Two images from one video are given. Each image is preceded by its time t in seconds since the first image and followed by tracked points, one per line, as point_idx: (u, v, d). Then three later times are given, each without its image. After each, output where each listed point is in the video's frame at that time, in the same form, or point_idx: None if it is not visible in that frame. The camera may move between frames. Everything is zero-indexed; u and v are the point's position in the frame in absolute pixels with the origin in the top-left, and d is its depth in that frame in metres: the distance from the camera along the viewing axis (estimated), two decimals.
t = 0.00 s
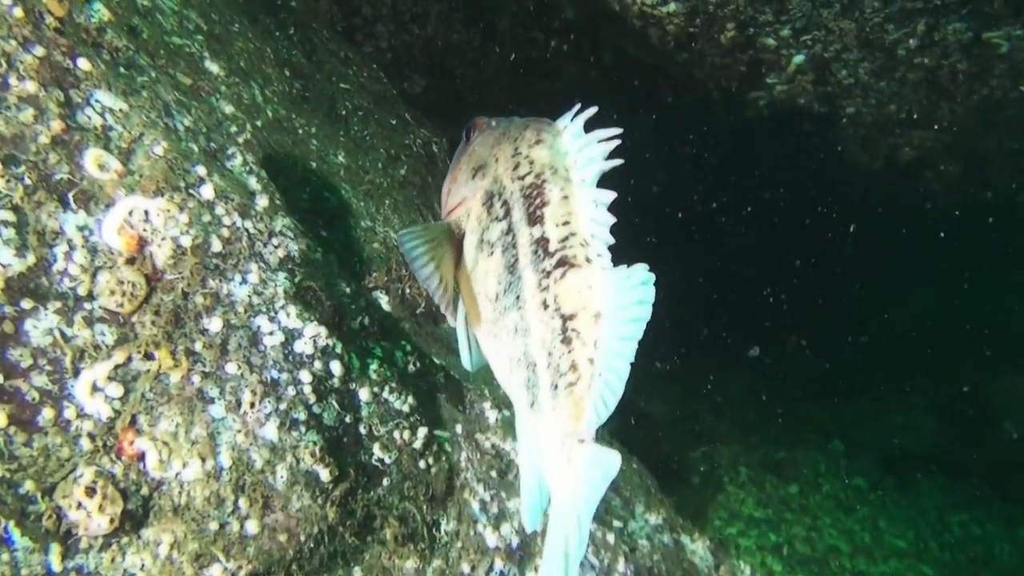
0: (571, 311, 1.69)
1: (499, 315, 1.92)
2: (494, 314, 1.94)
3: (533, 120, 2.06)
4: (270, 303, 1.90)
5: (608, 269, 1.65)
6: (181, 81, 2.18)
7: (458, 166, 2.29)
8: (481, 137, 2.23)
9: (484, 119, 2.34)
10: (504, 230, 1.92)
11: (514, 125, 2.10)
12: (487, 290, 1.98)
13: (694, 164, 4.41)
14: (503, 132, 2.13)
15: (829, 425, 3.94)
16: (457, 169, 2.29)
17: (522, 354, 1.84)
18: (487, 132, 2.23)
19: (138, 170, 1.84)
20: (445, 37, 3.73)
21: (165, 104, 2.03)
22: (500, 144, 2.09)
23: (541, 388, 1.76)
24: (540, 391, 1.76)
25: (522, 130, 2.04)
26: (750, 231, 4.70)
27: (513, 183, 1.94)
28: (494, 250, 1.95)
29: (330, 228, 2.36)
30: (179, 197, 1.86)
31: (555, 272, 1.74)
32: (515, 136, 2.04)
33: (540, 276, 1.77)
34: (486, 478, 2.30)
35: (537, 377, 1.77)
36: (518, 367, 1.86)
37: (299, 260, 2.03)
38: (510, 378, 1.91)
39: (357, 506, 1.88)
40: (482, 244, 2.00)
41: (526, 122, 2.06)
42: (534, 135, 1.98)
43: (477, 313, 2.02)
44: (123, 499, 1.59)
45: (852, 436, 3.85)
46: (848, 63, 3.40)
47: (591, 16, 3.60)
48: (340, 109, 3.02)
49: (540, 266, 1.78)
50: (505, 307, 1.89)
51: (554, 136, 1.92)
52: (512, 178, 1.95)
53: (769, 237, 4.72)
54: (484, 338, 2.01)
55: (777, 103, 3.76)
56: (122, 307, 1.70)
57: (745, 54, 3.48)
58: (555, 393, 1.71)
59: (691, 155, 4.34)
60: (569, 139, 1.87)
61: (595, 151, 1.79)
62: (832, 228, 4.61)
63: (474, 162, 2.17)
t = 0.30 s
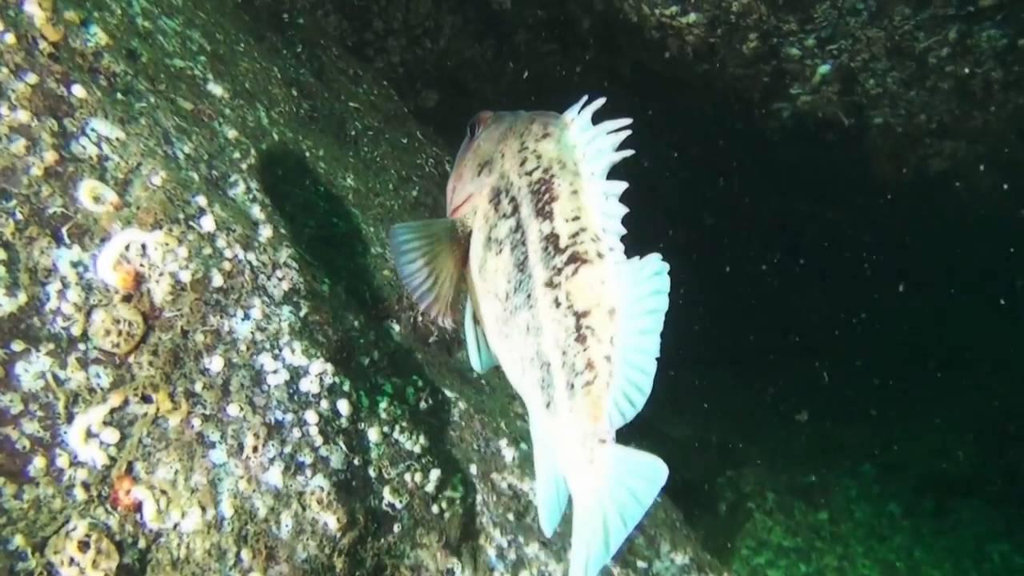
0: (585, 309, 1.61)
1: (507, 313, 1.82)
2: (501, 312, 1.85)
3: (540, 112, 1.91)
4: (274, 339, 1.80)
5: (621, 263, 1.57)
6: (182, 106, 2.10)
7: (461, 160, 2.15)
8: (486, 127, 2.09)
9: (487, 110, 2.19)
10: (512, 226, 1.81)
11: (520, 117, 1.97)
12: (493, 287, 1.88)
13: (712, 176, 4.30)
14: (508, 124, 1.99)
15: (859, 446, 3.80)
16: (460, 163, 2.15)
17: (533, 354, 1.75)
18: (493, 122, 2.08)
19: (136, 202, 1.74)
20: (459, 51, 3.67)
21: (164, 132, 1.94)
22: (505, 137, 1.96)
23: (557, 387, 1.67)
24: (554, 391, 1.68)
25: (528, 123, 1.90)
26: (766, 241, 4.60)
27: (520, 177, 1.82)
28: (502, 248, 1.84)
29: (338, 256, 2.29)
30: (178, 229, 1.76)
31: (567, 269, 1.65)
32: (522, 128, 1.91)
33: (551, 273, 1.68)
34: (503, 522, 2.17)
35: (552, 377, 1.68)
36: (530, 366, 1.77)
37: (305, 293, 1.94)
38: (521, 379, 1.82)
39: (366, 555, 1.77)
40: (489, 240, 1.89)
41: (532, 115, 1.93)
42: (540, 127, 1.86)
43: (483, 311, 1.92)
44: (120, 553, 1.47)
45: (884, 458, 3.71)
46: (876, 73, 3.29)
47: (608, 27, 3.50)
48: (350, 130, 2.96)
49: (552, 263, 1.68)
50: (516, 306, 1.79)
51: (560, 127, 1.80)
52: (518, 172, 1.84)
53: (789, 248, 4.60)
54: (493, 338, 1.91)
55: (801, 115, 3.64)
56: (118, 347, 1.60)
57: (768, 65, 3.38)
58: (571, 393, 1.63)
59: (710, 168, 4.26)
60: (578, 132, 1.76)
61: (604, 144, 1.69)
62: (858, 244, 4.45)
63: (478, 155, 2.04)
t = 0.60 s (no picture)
0: (600, 320, 1.57)
1: (517, 325, 1.73)
2: (506, 321, 1.76)
3: (550, 112, 1.80)
4: (278, 384, 1.71)
5: (638, 271, 1.52)
6: (187, 136, 2.01)
7: (467, 161, 2.01)
8: (495, 127, 1.96)
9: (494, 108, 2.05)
10: (523, 233, 1.72)
11: (530, 116, 1.85)
12: (501, 296, 1.78)
13: (742, 195, 4.15)
14: (517, 126, 1.86)
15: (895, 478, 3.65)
16: (466, 164, 2.01)
17: (544, 365, 1.68)
18: (502, 122, 1.95)
19: (134, 240, 1.66)
20: (480, 68, 3.57)
21: (167, 164, 1.86)
22: (515, 139, 1.83)
23: (569, 401, 1.62)
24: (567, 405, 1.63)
25: (540, 125, 1.78)
26: (791, 264, 4.50)
27: (531, 182, 1.72)
28: (513, 256, 1.73)
29: (349, 288, 2.20)
30: (177, 268, 1.68)
31: (580, 278, 1.60)
32: (532, 130, 1.79)
33: (564, 283, 1.62)
34: None
35: (564, 390, 1.63)
36: (540, 379, 1.70)
37: (311, 333, 1.85)
38: (531, 394, 1.73)
39: None
40: (500, 248, 1.77)
41: (544, 115, 1.81)
42: (551, 129, 1.74)
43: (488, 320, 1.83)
44: None
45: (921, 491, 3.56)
46: (911, 90, 3.16)
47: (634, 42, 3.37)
48: (365, 153, 2.88)
49: (564, 272, 1.62)
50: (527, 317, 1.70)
51: (572, 130, 1.70)
52: (529, 176, 1.74)
53: (819, 267, 4.48)
54: (501, 351, 1.80)
55: (833, 133, 3.52)
56: (111, 396, 1.51)
57: (798, 82, 3.27)
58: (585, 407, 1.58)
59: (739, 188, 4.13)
60: (590, 135, 1.66)
61: (619, 147, 1.61)
62: (890, 264, 4.34)
63: (487, 156, 1.91)
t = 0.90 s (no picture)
0: (614, 342, 1.45)
1: (527, 343, 1.63)
2: (517, 340, 1.66)
3: (564, 118, 1.68)
4: (275, 437, 1.60)
5: (655, 292, 1.39)
6: (189, 168, 1.91)
7: (478, 167, 1.90)
8: (507, 134, 1.84)
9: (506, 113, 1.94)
10: (535, 247, 1.62)
11: (542, 124, 1.74)
12: (511, 312, 1.68)
13: (776, 220, 3.99)
14: (529, 132, 1.75)
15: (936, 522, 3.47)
16: (478, 170, 1.90)
17: (555, 389, 1.57)
18: (515, 127, 1.83)
19: (125, 282, 1.56)
20: (503, 88, 3.44)
21: (165, 200, 1.76)
22: (527, 147, 1.72)
23: (581, 428, 1.51)
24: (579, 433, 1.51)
25: (551, 134, 1.67)
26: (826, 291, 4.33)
27: (543, 194, 1.62)
28: (523, 270, 1.64)
29: (358, 326, 2.09)
30: (171, 312, 1.58)
31: (594, 298, 1.48)
32: (544, 138, 1.68)
33: (576, 303, 1.51)
34: None
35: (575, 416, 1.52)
36: (551, 402, 1.59)
37: (314, 379, 1.74)
38: (541, 415, 1.63)
39: None
40: (510, 261, 1.68)
41: (557, 122, 1.70)
42: (563, 137, 1.64)
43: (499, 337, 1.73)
44: None
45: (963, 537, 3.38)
46: (955, 113, 3.02)
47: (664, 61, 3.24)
48: (380, 180, 2.78)
49: (577, 291, 1.51)
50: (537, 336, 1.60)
51: (585, 138, 1.59)
52: (541, 188, 1.63)
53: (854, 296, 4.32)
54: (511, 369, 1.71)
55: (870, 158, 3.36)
56: (94, 454, 1.40)
57: (834, 104, 3.13)
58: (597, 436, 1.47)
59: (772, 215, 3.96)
60: (604, 144, 1.55)
61: (633, 158, 1.50)
62: (931, 293, 4.15)
63: (498, 164, 1.80)
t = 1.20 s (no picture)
0: (623, 366, 1.31)
1: (534, 364, 1.51)
2: (524, 359, 1.53)
3: (575, 129, 1.57)
4: (271, 493, 1.49)
5: (665, 312, 1.27)
6: (187, 204, 1.82)
7: (488, 176, 1.79)
8: (516, 144, 1.73)
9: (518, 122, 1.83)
10: (543, 263, 1.50)
11: (553, 133, 1.62)
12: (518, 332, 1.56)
13: (807, 245, 3.85)
14: (540, 143, 1.64)
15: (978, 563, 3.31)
16: (486, 180, 1.79)
17: (563, 414, 1.44)
18: (525, 137, 1.72)
19: (112, 328, 1.46)
20: (527, 109, 3.33)
21: (160, 238, 1.67)
22: (536, 160, 1.61)
23: (589, 457, 1.37)
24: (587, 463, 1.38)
25: (559, 146, 1.55)
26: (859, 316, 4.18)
27: (552, 209, 1.50)
28: (531, 288, 1.52)
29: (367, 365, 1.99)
30: (160, 359, 1.48)
31: (602, 319, 1.35)
32: (554, 150, 1.57)
33: (584, 323, 1.39)
34: None
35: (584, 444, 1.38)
36: (559, 428, 1.46)
37: (314, 428, 1.64)
38: (550, 443, 1.50)
39: None
40: (517, 278, 1.56)
41: (567, 132, 1.58)
42: (573, 149, 1.52)
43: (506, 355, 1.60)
44: None
45: None
46: (996, 135, 2.87)
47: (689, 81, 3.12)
48: (395, 207, 2.69)
49: (585, 311, 1.39)
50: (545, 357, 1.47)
51: (596, 150, 1.47)
52: (550, 201, 1.52)
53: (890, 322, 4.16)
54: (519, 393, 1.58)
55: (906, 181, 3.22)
56: (73, 515, 1.31)
57: (868, 126, 3.00)
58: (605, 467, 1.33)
59: (804, 238, 3.81)
60: (616, 156, 1.42)
61: (644, 170, 1.37)
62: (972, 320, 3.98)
63: (507, 176, 1.69)
